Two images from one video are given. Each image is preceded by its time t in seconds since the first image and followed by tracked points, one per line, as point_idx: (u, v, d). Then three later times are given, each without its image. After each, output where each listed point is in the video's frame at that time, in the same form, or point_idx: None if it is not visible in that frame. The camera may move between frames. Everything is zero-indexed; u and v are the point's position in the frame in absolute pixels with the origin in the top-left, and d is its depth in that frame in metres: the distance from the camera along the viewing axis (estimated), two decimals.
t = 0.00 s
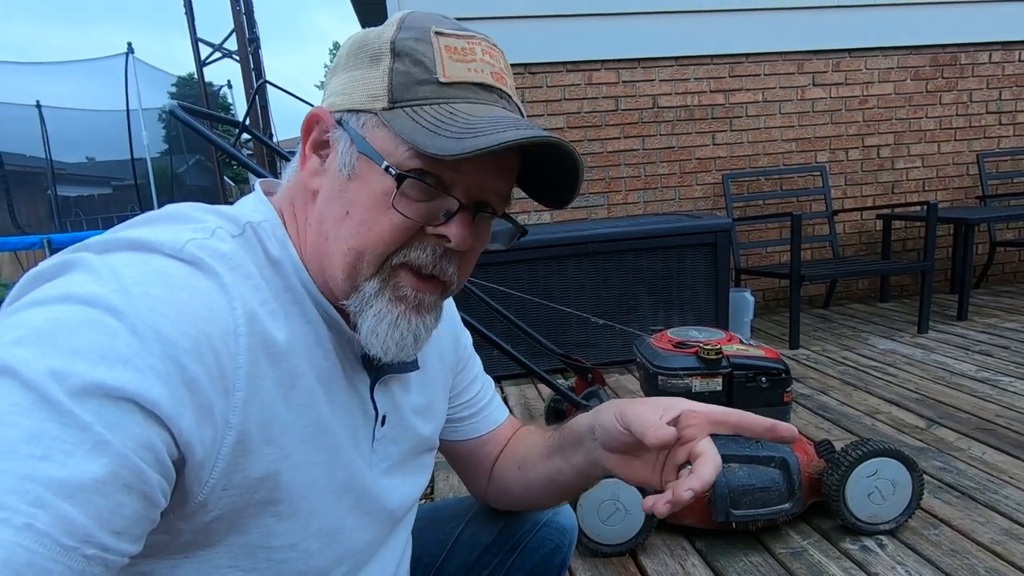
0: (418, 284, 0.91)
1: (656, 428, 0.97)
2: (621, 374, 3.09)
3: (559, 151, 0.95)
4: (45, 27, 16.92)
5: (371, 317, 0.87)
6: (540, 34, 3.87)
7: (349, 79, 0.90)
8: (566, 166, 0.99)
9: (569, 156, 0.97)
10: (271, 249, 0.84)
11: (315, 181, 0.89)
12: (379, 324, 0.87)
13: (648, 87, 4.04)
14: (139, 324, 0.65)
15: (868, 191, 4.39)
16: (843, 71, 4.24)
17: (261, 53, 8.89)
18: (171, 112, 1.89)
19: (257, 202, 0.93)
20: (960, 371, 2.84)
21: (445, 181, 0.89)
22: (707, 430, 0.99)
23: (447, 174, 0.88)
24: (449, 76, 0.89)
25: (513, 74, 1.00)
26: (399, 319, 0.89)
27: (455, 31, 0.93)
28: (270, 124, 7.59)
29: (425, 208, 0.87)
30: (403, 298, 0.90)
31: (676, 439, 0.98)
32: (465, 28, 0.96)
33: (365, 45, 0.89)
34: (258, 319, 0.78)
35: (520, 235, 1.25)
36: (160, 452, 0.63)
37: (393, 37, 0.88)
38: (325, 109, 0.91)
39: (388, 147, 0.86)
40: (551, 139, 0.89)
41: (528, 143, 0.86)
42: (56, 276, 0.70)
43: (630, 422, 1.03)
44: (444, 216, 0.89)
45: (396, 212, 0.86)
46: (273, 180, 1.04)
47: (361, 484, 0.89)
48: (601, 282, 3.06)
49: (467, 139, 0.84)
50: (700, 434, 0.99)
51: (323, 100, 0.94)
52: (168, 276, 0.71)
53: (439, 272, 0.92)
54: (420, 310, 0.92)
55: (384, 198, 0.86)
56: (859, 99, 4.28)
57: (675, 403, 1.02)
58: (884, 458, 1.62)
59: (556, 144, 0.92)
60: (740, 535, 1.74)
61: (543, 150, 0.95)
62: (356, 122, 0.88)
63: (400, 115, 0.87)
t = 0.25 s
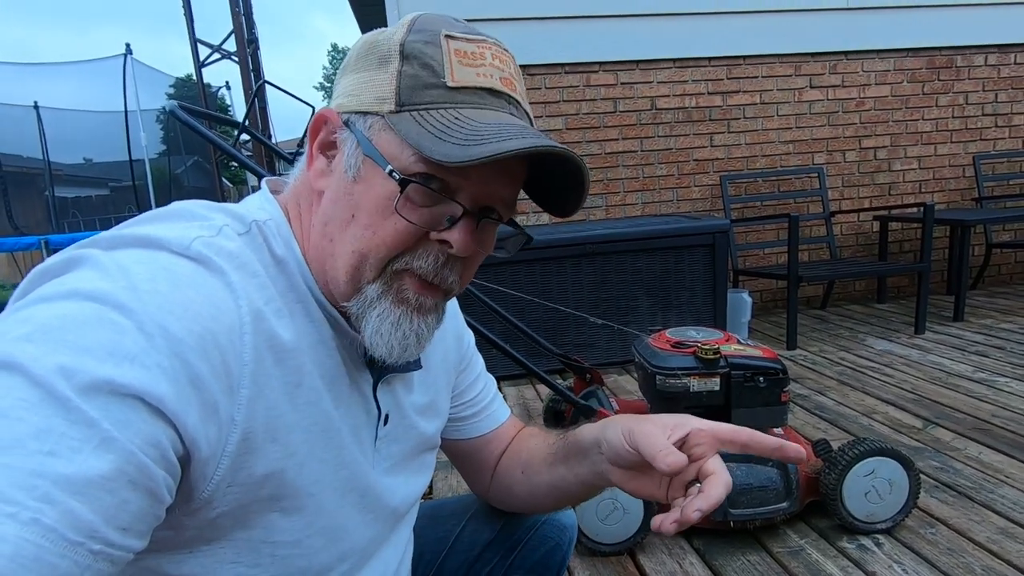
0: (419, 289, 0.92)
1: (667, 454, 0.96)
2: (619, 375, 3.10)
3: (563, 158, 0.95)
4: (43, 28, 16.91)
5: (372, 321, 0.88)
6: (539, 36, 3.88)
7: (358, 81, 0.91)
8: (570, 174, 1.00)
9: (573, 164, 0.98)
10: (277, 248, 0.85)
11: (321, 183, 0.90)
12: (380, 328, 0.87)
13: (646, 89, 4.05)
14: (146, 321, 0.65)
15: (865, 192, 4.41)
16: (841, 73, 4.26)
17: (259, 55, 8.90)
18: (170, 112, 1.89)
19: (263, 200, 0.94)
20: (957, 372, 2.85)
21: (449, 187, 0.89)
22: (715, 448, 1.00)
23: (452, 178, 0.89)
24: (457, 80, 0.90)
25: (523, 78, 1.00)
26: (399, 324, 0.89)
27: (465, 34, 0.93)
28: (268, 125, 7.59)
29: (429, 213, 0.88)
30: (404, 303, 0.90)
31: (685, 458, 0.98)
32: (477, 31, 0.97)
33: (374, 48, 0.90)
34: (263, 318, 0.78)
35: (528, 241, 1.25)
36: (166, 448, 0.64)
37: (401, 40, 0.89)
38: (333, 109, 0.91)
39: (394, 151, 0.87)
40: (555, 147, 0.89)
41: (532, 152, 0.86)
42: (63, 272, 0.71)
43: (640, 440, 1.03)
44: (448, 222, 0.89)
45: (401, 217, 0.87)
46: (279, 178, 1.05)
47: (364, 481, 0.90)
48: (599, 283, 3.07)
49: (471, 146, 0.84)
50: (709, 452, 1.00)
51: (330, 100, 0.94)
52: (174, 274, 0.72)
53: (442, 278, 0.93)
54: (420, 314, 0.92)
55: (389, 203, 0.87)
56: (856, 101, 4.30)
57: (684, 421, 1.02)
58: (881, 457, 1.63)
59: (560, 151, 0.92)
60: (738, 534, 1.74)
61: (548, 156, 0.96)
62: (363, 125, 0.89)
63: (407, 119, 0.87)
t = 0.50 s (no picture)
0: (415, 290, 0.92)
1: (660, 463, 0.95)
2: (616, 376, 3.10)
3: (560, 159, 0.95)
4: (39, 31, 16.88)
5: (367, 323, 0.88)
6: (536, 38, 3.89)
7: (356, 83, 0.91)
8: (568, 176, 1.00)
9: (570, 166, 0.98)
10: (277, 250, 0.85)
11: (321, 184, 0.90)
12: (375, 329, 0.87)
13: (643, 90, 4.06)
14: (147, 323, 0.65)
15: (862, 193, 4.42)
16: (837, 75, 4.27)
17: (256, 57, 8.90)
18: (167, 116, 1.89)
19: (264, 202, 0.94)
20: (953, 372, 2.86)
21: (447, 188, 0.90)
22: (710, 456, 1.01)
23: (449, 180, 0.89)
24: (455, 81, 0.90)
25: (522, 79, 1.00)
26: (395, 325, 0.90)
27: (463, 35, 0.93)
28: (266, 127, 7.59)
29: (426, 215, 0.88)
30: (399, 304, 0.91)
31: (680, 466, 0.99)
32: (475, 33, 0.97)
33: (373, 49, 0.90)
34: (265, 319, 0.79)
35: (527, 243, 1.25)
36: (167, 450, 0.64)
37: (400, 42, 0.89)
38: (333, 112, 0.92)
39: (392, 153, 0.87)
40: (552, 149, 0.90)
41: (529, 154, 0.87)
42: (65, 273, 0.71)
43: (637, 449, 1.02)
44: (446, 224, 0.90)
45: (398, 218, 0.87)
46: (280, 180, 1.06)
47: (364, 483, 0.90)
48: (597, 284, 3.07)
49: (469, 147, 0.85)
50: (703, 459, 1.00)
51: (329, 103, 0.95)
52: (176, 275, 0.72)
53: (439, 279, 0.93)
54: (415, 316, 0.93)
55: (386, 204, 0.87)
56: (852, 103, 4.31)
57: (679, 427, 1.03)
58: (877, 457, 1.63)
59: (557, 153, 0.92)
60: (736, 535, 1.75)
61: (545, 157, 0.96)
62: (362, 126, 0.89)
63: (405, 120, 0.87)
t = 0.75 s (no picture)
0: (413, 291, 0.92)
1: (586, 461, 0.95)
2: (614, 376, 3.10)
3: (558, 161, 0.95)
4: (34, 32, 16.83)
5: (365, 324, 0.87)
6: (533, 39, 3.89)
7: (353, 85, 0.91)
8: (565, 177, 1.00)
9: (568, 168, 0.98)
10: (274, 252, 0.85)
11: (319, 186, 0.90)
12: (373, 330, 0.87)
13: (640, 90, 4.06)
14: (143, 325, 0.65)
15: (859, 193, 4.42)
16: (834, 74, 4.27)
17: (253, 57, 8.89)
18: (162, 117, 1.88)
19: (261, 204, 0.94)
20: (951, 371, 2.86)
21: (445, 189, 0.89)
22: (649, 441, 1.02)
23: (447, 180, 0.89)
24: (452, 83, 0.90)
25: (519, 82, 1.00)
26: (393, 326, 0.89)
27: (460, 37, 0.93)
28: (263, 128, 7.58)
29: (424, 215, 0.88)
30: (398, 306, 0.90)
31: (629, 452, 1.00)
32: (473, 35, 0.97)
33: (370, 51, 0.90)
34: (261, 322, 0.78)
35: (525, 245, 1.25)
36: (162, 453, 0.64)
37: (397, 44, 0.89)
38: (330, 115, 0.92)
39: (389, 154, 0.87)
40: (550, 150, 0.89)
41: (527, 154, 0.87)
42: (60, 276, 0.71)
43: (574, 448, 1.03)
44: (444, 224, 0.89)
45: (396, 219, 0.87)
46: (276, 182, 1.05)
47: (360, 487, 0.90)
48: (594, 285, 3.07)
49: (466, 148, 0.84)
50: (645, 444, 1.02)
51: (327, 105, 0.95)
52: (171, 278, 0.72)
53: (437, 280, 0.92)
54: (414, 318, 0.92)
55: (383, 204, 0.87)
56: (849, 102, 4.31)
57: (619, 416, 1.05)
58: (873, 457, 1.63)
59: (555, 154, 0.92)
60: (734, 536, 1.74)
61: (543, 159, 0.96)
62: (359, 128, 0.89)
63: (402, 122, 0.87)
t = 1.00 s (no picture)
0: (409, 291, 0.91)
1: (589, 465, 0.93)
2: (614, 376, 3.09)
3: (556, 163, 0.95)
4: (33, 34, 16.84)
5: (359, 322, 0.86)
6: (532, 39, 3.89)
7: (350, 84, 0.90)
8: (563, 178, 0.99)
9: (567, 169, 0.98)
10: (270, 251, 0.84)
11: (316, 184, 0.90)
12: (367, 329, 0.86)
13: (640, 90, 4.05)
14: (139, 323, 0.65)
15: (859, 192, 4.41)
16: (833, 74, 4.26)
17: (253, 59, 8.89)
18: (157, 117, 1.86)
19: (257, 202, 0.93)
20: (951, 370, 2.85)
21: (442, 188, 0.89)
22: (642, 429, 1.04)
23: (444, 179, 0.88)
24: (450, 83, 0.90)
25: (517, 82, 0.99)
26: (388, 325, 0.88)
27: (457, 37, 0.92)
28: (263, 129, 7.59)
29: (421, 214, 0.87)
30: (392, 305, 0.89)
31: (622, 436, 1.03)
32: (471, 35, 0.96)
33: (367, 51, 0.89)
34: (257, 321, 0.78)
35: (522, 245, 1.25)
36: (158, 451, 0.63)
37: (395, 44, 0.89)
38: (328, 113, 0.92)
39: (386, 153, 0.86)
40: (547, 151, 0.89)
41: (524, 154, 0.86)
42: (56, 273, 0.70)
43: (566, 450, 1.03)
44: (440, 224, 0.88)
45: (392, 218, 0.86)
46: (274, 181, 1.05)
47: (355, 486, 0.89)
48: (594, 285, 3.06)
49: (463, 148, 0.84)
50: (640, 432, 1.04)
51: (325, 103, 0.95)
52: (168, 275, 0.71)
53: (432, 280, 0.91)
54: (408, 318, 0.91)
55: (380, 203, 0.86)
56: (849, 101, 4.30)
57: (604, 408, 1.07)
58: (873, 456, 1.62)
59: (552, 155, 0.92)
60: (733, 535, 1.74)
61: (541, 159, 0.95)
62: (356, 127, 0.88)
63: (399, 121, 0.87)
